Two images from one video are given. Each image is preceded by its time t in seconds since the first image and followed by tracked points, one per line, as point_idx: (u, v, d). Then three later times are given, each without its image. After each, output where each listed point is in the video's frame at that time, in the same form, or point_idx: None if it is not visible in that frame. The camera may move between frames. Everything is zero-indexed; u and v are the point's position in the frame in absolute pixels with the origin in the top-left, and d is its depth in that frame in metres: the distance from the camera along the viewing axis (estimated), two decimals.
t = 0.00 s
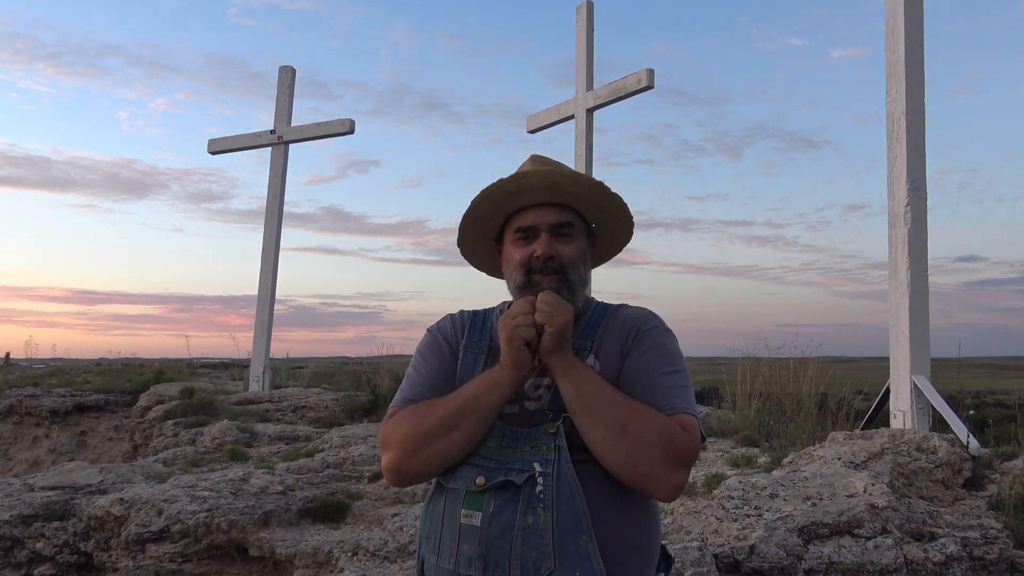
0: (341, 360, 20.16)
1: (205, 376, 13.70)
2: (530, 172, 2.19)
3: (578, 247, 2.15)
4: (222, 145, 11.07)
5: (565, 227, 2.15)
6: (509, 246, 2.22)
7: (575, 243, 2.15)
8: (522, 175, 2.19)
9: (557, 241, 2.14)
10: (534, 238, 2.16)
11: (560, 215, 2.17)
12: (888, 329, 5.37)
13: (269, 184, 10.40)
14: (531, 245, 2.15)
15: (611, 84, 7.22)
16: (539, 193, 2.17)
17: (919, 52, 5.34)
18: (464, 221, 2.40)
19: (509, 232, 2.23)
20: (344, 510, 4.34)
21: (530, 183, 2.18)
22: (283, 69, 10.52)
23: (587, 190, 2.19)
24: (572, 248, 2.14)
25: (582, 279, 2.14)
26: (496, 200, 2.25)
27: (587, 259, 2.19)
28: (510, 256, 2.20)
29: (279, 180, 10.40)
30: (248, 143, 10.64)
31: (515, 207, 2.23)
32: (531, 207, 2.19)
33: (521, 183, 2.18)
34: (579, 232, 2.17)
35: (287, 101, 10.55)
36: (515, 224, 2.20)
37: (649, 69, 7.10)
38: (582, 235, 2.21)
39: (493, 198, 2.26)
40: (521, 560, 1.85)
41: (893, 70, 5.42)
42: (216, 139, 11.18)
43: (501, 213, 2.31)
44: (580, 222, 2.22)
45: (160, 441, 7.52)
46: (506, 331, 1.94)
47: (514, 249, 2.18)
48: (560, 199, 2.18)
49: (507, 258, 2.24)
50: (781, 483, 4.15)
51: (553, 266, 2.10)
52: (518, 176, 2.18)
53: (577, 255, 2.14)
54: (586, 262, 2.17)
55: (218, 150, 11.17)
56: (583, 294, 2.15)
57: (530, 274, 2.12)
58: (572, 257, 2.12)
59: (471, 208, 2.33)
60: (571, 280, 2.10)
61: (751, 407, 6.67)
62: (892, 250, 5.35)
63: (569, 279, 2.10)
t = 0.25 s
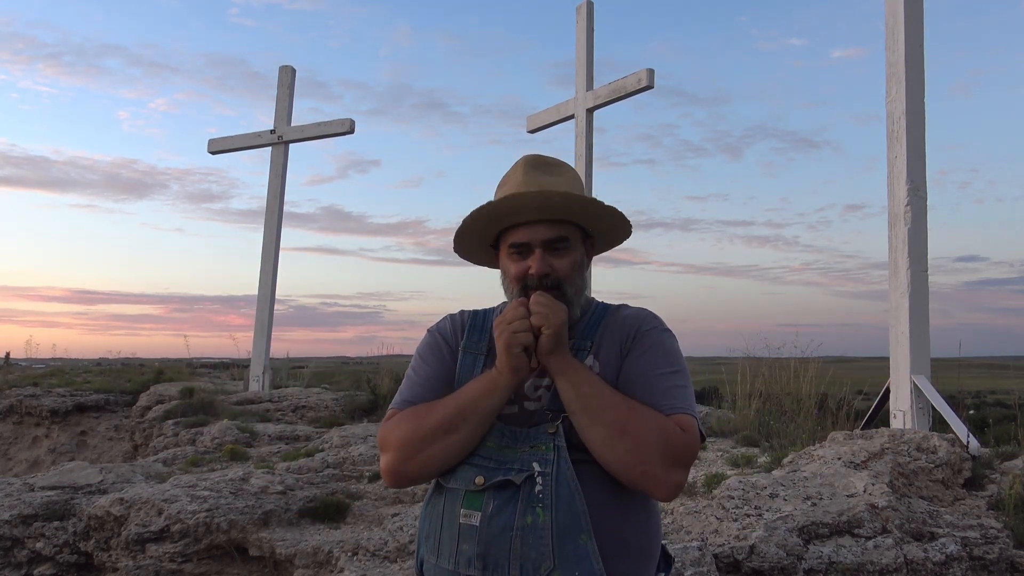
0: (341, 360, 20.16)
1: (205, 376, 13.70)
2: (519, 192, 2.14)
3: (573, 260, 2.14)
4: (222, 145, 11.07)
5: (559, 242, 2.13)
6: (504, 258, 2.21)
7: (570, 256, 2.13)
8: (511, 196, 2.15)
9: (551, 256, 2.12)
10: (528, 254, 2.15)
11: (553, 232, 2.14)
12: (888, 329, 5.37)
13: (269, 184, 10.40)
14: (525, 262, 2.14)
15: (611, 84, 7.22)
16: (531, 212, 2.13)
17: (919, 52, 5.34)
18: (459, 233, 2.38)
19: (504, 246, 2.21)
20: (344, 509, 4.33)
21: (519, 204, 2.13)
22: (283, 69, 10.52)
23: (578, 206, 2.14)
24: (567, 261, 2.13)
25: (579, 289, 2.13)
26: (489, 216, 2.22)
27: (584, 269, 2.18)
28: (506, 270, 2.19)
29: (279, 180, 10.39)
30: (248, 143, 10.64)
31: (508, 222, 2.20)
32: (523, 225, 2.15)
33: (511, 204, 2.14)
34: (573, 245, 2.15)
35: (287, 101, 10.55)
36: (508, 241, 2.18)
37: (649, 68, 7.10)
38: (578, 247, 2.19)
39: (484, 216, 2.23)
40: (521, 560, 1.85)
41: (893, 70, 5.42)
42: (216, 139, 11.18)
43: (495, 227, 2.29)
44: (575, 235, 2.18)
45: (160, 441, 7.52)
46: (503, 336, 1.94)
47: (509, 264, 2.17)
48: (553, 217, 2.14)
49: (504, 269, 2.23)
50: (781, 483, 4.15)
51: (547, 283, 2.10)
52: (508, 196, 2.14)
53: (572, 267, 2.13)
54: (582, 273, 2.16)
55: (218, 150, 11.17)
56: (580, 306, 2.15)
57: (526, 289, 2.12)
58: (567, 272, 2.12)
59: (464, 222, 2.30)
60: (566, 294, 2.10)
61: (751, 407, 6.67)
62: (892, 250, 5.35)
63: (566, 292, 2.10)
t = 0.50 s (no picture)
0: (342, 360, 20.17)
1: (205, 376, 13.70)
2: (512, 200, 2.12)
3: (568, 264, 2.14)
4: (222, 145, 11.07)
5: (553, 246, 2.12)
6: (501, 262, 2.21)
7: (565, 260, 2.14)
8: (504, 204, 2.14)
9: (546, 261, 2.13)
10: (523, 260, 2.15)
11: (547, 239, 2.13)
12: (888, 329, 5.37)
13: (269, 184, 10.40)
14: (520, 267, 2.15)
15: (611, 84, 7.22)
16: (524, 220, 2.13)
17: (919, 52, 5.34)
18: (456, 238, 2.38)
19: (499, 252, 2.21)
20: (344, 509, 4.33)
21: (512, 213, 2.12)
22: (283, 69, 10.52)
23: (571, 213, 2.12)
24: (562, 266, 2.13)
25: (576, 293, 2.14)
26: (484, 222, 2.22)
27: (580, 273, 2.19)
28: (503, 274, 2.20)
29: (279, 180, 10.39)
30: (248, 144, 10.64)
31: (503, 228, 2.19)
32: (516, 233, 2.15)
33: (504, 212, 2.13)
34: (569, 249, 2.15)
35: (287, 101, 10.55)
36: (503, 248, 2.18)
37: (649, 68, 7.10)
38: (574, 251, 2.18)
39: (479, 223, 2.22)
40: (521, 561, 1.85)
41: (893, 70, 5.42)
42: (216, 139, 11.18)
43: (490, 232, 2.29)
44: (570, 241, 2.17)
45: (160, 441, 7.52)
46: (503, 333, 1.94)
47: (505, 269, 2.18)
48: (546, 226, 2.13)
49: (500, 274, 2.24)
50: (781, 483, 4.15)
51: (543, 287, 2.10)
52: (501, 204, 2.13)
53: (568, 270, 2.14)
54: (577, 276, 2.16)
55: (218, 150, 11.17)
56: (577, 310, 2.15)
57: (522, 294, 2.13)
58: (563, 278, 2.12)
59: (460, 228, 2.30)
60: (563, 298, 2.11)
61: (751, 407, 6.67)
62: (892, 250, 5.35)
63: (562, 297, 2.11)
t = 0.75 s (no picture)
0: (342, 360, 20.17)
1: (205, 376, 13.70)
2: (511, 199, 2.13)
3: (568, 263, 2.14)
4: (222, 145, 11.07)
5: (553, 246, 2.12)
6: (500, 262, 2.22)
7: (565, 259, 2.14)
8: (504, 202, 2.14)
9: (546, 260, 2.12)
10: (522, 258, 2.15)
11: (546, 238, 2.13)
12: (888, 329, 5.37)
13: (269, 184, 10.41)
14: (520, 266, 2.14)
15: (611, 84, 7.22)
16: (523, 219, 2.13)
17: (919, 52, 5.34)
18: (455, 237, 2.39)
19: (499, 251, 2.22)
20: (344, 509, 4.33)
21: (512, 211, 2.12)
22: (283, 69, 10.52)
23: (571, 212, 2.13)
24: (562, 265, 2.13)
25: (575, 293, 2.14)
26: (483, 221, 2.22)
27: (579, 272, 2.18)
28: (502, 273, 2.20)
29: (279, 180, 10.40)
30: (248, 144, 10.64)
31: (503, 226, 2.20)
32: (516, 231, 2.15)
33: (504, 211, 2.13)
34: (568, 248, 2.15)
35: (287, 101, 10.55)
36: (502, 246, 2.18)
37: (649, 68, 7.09)
38: (574, 251, 2.17)
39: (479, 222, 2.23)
40: (521, 561, 1.85)
41: (893, 70, 5.42)
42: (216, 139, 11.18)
43: (490, 231, 2.29)
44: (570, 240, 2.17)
45: (160, 441, 7.52)
46: (503, 333, 1.94)
47: (505, 268, 2.18)
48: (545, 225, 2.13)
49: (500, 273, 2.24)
50: (781, 483, 4.16)
51: (543, 287, 2.10)
52: (501, 203, 2.13)
53: (568, 269, 2.14)
54: (577, 275, 2.16)
55: (218, 150, 11.17)
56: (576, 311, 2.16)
57: (521, 294, 2.13)
58: (562, 277, 2.11)
59: (460, 227, 2.31)
60: (562, 298, 2.11)
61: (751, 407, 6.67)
62: (892, 251, 5.34)
63: (561, 297, 2.11)
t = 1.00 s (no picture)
0: (342, 360, 20.18)
1: (205, 376, 13.71)
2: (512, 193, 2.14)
3: (569, 258, 2.14)
4: (222, 145, 11.08)
5: (554, 241, 2.12)
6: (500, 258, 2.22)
7: (565, 255, 2.13)
8: (505, 196, 2.15)
9: (547, 255, 2.12)
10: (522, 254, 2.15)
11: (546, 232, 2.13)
12: (888, 329, 5.37)
13: (269, 184, 10.41)
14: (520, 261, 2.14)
15: (611, 84, 7.22)
16: (525, 212, 2.13)
17: (919, 52, 5.34)
18: (456, 234, 2.40)
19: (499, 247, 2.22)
20: (344, 509, 4.33)
21: (513, 204, 2.13)
22: (283, 69, 10.53)
23: (571, 206, 2.13)
24: (562, 261, 2.12)
25: (575, 289, 2.14)
26: (485, 216, 2.23)
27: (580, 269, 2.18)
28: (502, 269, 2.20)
29: (280, 180, 10.40)
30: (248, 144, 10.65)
31: (504, 221, 2.20)
32: (517, 225, 2.16)
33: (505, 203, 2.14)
34: (569, 243, 2.15)
35: (287, 101, 10.55)
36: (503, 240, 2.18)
37: (649, 68, 7.10)
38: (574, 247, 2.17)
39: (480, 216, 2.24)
40: (520, 558, 1.85)
41: (893, 70, 5.42)
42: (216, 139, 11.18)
43: (490, 227, 2.30)
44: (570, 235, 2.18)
45: (160, 441, 7.52)
46: (502, 330, 1.94)
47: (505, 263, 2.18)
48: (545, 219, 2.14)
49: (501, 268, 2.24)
50: (781, 483, 4.16)
51: (543, 283, 2.10)
52: (502, 197, 2.14)
53: (568, 265, 2.13)
54: (577, 271, 2.16)
55: (218, 150, 11.17)
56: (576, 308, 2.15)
57: (522, 289, 2.13)
58: (562, 272, 2.11)
59: (461, 223, 2.33)
60: (562, 295, 2.11)
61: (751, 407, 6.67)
62: (892, 250, 5.34)
63: (561, 294, 2.10)
